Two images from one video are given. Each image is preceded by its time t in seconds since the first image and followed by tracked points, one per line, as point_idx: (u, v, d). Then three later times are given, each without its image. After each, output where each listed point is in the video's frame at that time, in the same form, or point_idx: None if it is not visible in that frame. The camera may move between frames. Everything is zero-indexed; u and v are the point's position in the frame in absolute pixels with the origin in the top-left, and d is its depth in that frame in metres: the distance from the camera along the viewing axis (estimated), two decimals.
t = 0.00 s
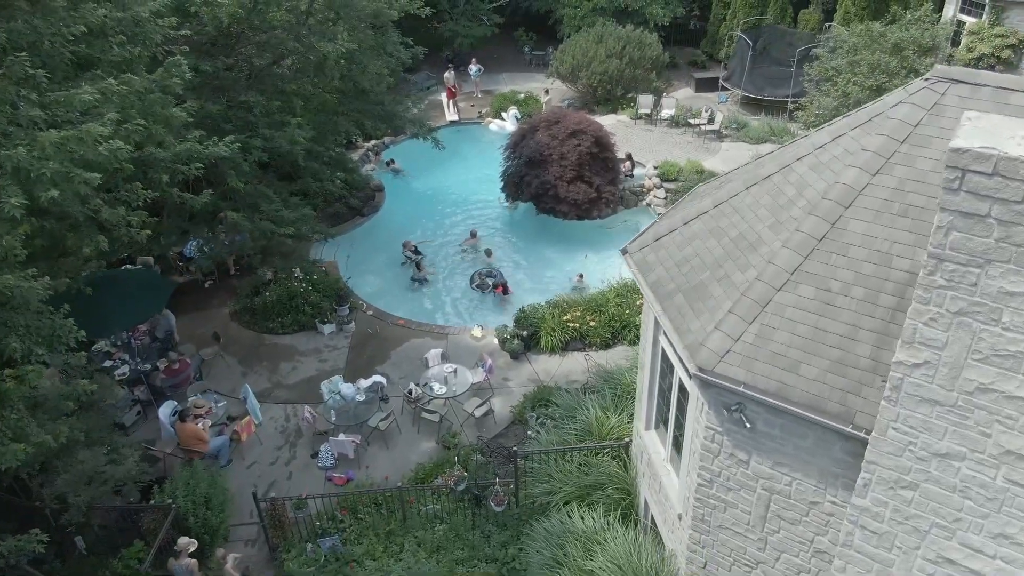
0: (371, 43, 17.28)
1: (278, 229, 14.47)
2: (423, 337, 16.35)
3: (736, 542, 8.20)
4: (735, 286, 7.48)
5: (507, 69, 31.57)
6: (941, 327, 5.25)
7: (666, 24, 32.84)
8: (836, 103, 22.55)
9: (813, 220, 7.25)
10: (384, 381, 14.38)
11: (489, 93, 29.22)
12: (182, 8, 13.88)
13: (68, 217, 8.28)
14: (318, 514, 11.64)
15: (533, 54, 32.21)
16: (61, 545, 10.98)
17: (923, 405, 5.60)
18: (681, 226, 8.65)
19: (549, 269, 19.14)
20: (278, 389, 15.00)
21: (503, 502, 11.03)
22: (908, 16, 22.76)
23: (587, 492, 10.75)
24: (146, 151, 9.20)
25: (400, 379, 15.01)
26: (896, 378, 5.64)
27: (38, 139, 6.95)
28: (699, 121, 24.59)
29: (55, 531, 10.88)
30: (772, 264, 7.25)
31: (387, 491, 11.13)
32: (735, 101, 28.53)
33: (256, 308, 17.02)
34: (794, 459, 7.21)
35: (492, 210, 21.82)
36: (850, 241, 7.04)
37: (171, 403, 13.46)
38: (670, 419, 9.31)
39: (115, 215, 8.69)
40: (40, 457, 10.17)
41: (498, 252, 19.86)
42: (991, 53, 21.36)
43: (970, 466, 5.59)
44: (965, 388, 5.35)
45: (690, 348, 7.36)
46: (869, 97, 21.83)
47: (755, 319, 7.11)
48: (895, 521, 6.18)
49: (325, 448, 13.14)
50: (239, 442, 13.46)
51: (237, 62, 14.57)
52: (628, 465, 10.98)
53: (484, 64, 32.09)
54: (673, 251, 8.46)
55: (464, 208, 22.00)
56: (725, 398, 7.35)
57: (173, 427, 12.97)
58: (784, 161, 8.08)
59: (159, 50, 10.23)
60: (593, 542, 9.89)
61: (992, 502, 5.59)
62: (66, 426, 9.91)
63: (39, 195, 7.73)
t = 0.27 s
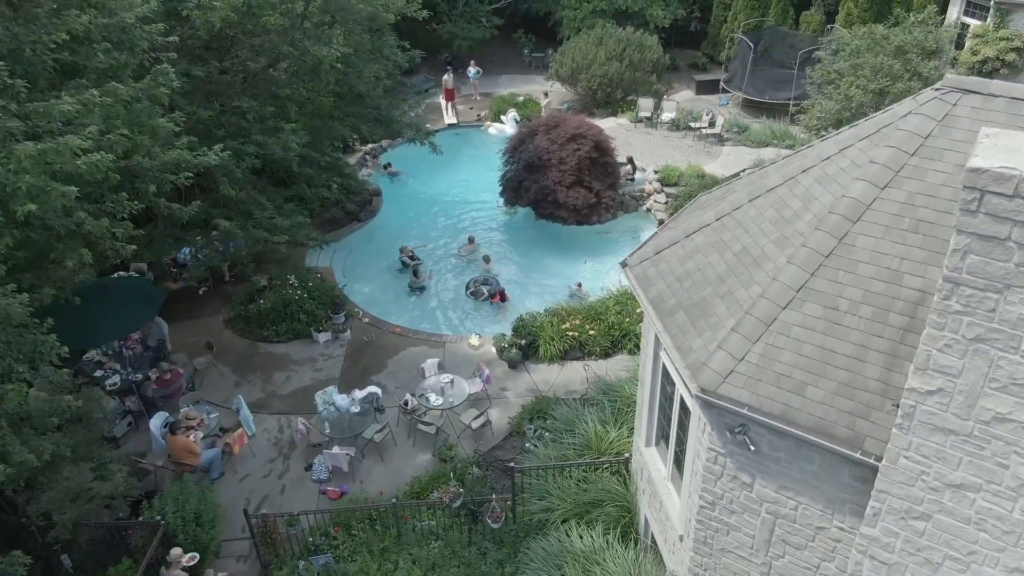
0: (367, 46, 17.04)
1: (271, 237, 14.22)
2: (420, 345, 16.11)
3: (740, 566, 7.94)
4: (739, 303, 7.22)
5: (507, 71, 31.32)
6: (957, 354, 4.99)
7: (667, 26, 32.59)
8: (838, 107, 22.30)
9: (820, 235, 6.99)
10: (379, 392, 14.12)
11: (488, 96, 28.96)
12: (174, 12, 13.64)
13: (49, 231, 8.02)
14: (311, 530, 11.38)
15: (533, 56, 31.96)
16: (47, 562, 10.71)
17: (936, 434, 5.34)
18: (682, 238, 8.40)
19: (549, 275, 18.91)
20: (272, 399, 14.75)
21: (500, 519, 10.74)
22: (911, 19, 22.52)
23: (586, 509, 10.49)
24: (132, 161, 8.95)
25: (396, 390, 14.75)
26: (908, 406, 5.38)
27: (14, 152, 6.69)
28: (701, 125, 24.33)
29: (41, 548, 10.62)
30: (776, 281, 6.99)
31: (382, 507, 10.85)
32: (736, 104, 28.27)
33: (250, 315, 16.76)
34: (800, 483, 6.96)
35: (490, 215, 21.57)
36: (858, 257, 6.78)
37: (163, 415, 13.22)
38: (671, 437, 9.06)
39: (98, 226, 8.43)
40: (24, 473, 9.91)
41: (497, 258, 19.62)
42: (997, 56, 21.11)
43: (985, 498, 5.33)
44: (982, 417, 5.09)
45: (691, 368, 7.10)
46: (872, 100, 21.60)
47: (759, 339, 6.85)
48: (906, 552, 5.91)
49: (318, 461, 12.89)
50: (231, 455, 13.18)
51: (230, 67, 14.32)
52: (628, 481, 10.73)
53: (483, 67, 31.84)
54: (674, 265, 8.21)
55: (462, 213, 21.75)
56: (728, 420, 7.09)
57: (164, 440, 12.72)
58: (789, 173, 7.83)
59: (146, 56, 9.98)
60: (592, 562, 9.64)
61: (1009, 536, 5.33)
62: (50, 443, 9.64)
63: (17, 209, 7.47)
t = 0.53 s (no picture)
0: (363, 50, 16.76)
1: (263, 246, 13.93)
2: (416, 355, 15.81)
3: None
4: (744, 324, 6.92)
5: (506, 73, 31.03)
6: (978, 390, 4.69)
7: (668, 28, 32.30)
8: (842, 110, 22.03)
9: (829, 254, 6.68)
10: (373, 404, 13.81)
11: (487, 99, 28.66)
12: (164, 16, 13.35)
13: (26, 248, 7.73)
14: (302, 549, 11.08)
15: (532, 58, 31.66)
16: None
17: (954, 472, 5.03)
18: (684, 254, 8.09)
19: (547, 282, 18.62)
20: (264, 411, 14.44)
21: (495, 539, 10.43)
22: (915, 22, 22.23)
23: (584, 530, 10.19)
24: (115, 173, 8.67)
25: (391, 402, 14.45)
26: (923, 442, 5.07)
27: None
28: (702, 129, 24.03)
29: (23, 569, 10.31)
30: (782, 302, 6.69)
31: (376, 527, 10.45)
32: (738, 107, 27.97)
33: (243, 324, 16.45)
34: (807, 513, 6.66)
35: (488, 220, 21.28)
36: (869, 278, 6.48)
37: (152, 428, 12.90)
38: (673, 458, 8.76)
39: (78, 242, 8.14)
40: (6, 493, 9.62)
41: (494, 264, 19.32)
42: (1001, 60, 21.09)
43: (1006, 538, 5.03)
44: (1003, 455, 4.79)
45: (694, 393, 6.80)
46: (875, 104, 21.34)
47: (765, 363, 6.54)
48: None
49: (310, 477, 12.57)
50: (222, 470, 12.85)
51: (222, 73, 14.02)
52: (627, 500, 10.43)
53: (482, 69, 31.54)
54: (675, 282, 7.91)
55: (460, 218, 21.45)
56: (733, 447, 6.79)
57: (153, 455, 12.40)
58: (796, 187, 7.52)
59: (130, 63, 9.68)
60: None
61: None
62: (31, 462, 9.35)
63: None
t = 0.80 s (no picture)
0: (359, 54, 16.50)
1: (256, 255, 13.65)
2: (412, 365, 15.55)
3: None
4: (747, 344, 6.66)
5: (505, 76, 30.77)
6: (998, 423, 4.45)
7: (668, 30, 32.04)
8: (844, 114, 21.78)
9: (837, 272, 6.43)
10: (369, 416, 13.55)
11: (486, 102, 28.40)
12: (155, 21, 13.10)
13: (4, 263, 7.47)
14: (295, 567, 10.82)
15: (531, 60, 31.38)
16: None
17: (972, 508, 4.77)
18: (685, 269, 7.84)
19: (546, 288, 18.38)
20: (258, 423, 14.17)
21: (492, 558, 10.11)
22: (919, 24, 21.95)
23: (583, 549, 9.93)
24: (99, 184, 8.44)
25: (387, 414, 14.20)
26: (940, 476, 4.81)
27: None
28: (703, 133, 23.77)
29: None
30: (788, 321, 6.44)
31: (370, 545, 10.11)
32: (738, 110, 27.70)
33: (237, 333, 16.19)
34: (814, 542, 6.40)
35: (487, 225, 21.03)
36: (879, 298, 6.23)
37: (142, 441, 12.64)
38: (673, 479, 8.49)
39: (60, 257, 7.89)
40: None
41: (493, 270, 19.06)
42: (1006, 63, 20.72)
43: None
44: None
45: (696, 416, 6.54)
46: (878, 108, 21.10)
47: (771, 386, 6.28)
48: None
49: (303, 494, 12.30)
50: (214, 483, 12.58)
51: (214, 79, 13.75)
52: (627, 518, 10.18)
53: (481, 71, 31.27)
54: (677, 298, 7.65)
55: (458, 223, 21.20)
56: (737, 472, 6.52)
57: (143, 468, 12.14)
58: (802, 200, 7.27)
59: (116, 71, 9.45)
60: None
61: None
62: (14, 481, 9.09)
63: None
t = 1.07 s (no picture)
0: (354, 59, 16.21)
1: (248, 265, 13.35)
2: (408, 375, 15.26)
3: None
4: (754, 369, 6.36)
5: (504, 79, 30.45)
6: None
7: (669, 32, 31.72)
8: (848, 118, 21.48)
9: (848, 294, 6.12)
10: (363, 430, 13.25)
11: (484, 105, 28.09)
12: (145, 26, 12.78)
13: None
14: None
15: (530, 62, 31.06)
16: None
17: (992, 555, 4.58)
18: (688, 287, 7.53)
19: (546, 296, 18.09)
20: (250, 436, 13.87)
21: None
22: (923, 27, 21.64)
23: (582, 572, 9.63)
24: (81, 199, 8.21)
25: (382, 427, 13.91)
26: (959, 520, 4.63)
27: None
28: (704, 137, 23.47)
29: None
30: (796, 346, 6.13)
31: (363, 567, 9.81)
32: (740, 113, 27.39)
33: (230, 343, 15.88)
34: None
35: (485, 232, 20.73)
36: (891, 322, 5.93)
37: (131, 455, 12.35)
38: (675, 504, 8.19)
39: (38, 275, 7.59)
40: None
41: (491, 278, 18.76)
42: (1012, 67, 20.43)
43: None
44: None
45: (700, 445, 6.23)
46: (882, 112, 20.82)
47: (778, 415, 5.98)
48: None
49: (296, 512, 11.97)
50: (204, 499, 12.31)
51: (205, 85, 13.44)
52: (627, 539, 9.87)
53: (479, 74, 30.95)
54: (679, 317, 7.35)
55: (456, 229, 20.89)
56: (742, 504, 6.22)
57: (132, 484, 11.85)
58: (810, 216, 6.97)
59: (99, 80, 9.20)
60: None
61: None
62: None
63: None
